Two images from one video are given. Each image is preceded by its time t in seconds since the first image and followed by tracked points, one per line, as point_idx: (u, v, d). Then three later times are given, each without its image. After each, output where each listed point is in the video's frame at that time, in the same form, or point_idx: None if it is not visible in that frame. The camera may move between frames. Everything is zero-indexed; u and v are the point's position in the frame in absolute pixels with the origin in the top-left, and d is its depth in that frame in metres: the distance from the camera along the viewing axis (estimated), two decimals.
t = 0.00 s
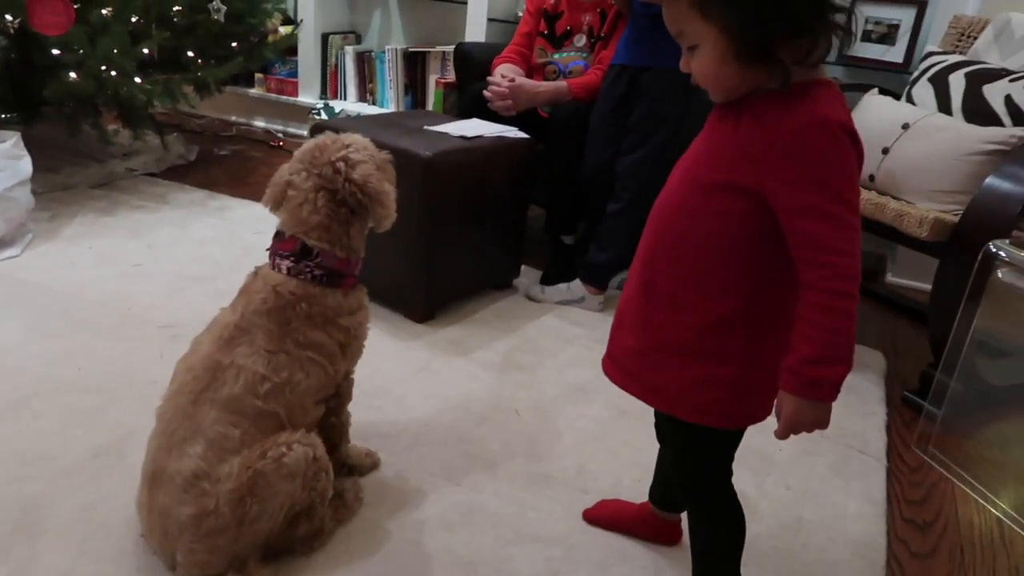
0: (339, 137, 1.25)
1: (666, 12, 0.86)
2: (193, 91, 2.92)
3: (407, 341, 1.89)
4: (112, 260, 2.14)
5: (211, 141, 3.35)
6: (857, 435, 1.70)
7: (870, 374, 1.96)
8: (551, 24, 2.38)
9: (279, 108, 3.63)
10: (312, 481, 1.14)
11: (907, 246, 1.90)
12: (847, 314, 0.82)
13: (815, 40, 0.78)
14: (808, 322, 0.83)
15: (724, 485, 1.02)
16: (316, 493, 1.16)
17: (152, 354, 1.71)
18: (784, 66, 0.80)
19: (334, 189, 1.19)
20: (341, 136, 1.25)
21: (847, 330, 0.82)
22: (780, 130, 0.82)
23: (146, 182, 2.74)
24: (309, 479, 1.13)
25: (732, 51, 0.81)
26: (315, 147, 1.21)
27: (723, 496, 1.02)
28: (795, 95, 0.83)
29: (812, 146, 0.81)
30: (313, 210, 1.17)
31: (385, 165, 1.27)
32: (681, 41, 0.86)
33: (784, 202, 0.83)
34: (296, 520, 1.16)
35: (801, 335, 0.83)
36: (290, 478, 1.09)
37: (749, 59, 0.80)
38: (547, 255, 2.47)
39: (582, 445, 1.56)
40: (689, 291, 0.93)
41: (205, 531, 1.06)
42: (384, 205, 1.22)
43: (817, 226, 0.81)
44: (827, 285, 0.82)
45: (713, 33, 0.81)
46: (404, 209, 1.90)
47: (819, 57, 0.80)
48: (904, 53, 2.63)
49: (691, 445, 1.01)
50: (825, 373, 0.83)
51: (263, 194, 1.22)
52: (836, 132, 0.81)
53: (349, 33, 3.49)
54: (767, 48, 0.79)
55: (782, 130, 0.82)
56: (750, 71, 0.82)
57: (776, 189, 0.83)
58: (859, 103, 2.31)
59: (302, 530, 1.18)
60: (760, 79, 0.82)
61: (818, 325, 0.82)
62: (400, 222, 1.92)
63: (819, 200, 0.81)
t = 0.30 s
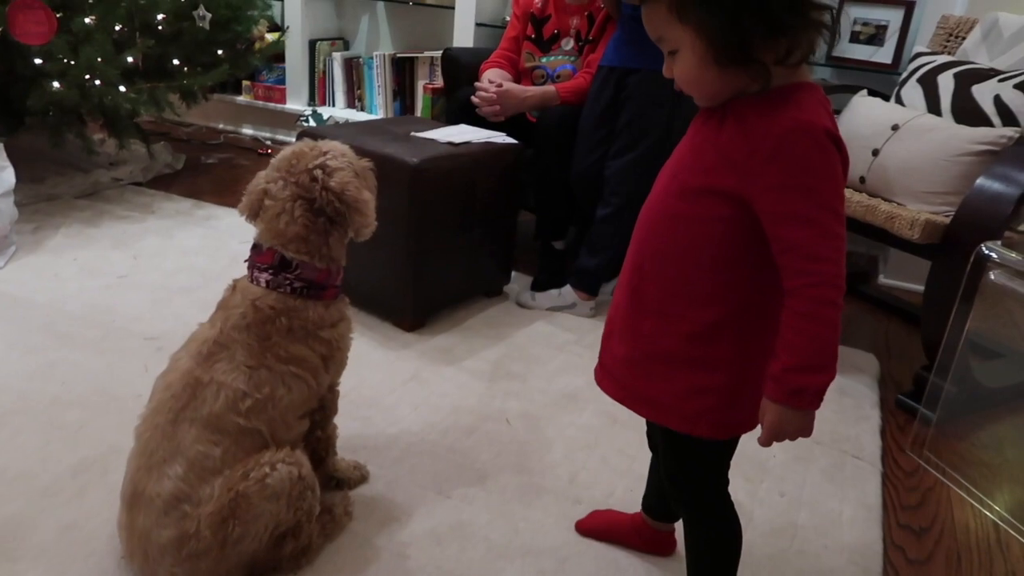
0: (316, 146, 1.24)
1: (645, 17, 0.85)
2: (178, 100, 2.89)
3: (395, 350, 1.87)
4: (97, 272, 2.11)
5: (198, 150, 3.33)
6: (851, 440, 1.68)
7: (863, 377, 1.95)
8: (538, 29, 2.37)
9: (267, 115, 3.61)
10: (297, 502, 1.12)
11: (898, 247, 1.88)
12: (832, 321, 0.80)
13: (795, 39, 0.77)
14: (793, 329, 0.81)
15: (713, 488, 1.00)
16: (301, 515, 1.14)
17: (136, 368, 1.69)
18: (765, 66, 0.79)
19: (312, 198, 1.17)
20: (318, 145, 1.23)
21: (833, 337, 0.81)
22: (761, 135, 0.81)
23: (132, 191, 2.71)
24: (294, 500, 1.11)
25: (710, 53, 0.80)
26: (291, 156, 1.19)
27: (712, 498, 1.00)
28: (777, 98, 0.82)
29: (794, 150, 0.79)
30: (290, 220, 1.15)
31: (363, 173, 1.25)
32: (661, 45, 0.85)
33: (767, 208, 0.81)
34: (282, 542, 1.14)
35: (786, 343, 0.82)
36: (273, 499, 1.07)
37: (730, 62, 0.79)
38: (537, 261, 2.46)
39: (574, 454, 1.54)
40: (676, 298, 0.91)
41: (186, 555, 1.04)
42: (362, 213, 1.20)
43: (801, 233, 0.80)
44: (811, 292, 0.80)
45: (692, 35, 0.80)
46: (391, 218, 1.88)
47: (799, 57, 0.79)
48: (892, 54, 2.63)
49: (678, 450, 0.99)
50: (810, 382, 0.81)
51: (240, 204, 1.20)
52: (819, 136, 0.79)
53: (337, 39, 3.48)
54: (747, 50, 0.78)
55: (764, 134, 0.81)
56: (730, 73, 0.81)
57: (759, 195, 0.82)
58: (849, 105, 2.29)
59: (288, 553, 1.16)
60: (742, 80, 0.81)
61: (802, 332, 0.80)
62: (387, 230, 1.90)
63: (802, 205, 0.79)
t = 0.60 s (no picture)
0: (304, 154, 1.23)
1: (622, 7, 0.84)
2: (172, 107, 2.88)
3: (389, 359, 1.86)
4: (89, 281, 2.10)
5: (193, 157, 3.31)
6: (848, 449, 1.67)
7: (859, 385, 1.94)
8: (532, 35, 2.36)
9: (262, 122, 3.60)
10: (287, 517, 1.10)
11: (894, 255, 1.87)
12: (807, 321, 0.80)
13: (755, 46, 0.77)
14: (768, 330, 0.81)
15: (703, 496, 0.98)
16: (292, 531, 1.12)
17: (127, 379, 1.67)
18: (723, 68, 0.79)
19: (299, 207, 1.16)
20: (305, 153, 1.22)
21: (808, 337, 0.80)
22: (733, 137, 0.81)
23: (126, 200, 2.70)
24: (284, 516, 1.10)
25: (671, 48, 0.79)
26: (279, 165, 1.18)
27: (702, 505, 0.98)
28: (748, 99, 0.82)
29: (766, 151, 0.79)
30: (277, 230, 1.14)
31: (352, 181, 1.24)
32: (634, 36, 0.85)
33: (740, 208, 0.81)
34: (272, 559, 1.12)
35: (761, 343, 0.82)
36: (262, 514, 1.06)
37: (689, 61, 0.79)
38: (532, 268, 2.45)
39: (568, 464, 1.53)
40: (654, 302, 0.90)
41: (173, 572, 1.02)
42: (352, 222, 1.19)
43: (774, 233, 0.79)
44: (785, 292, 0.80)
45: (658, 28, 0.79)
46: (385, 227, 1.87)
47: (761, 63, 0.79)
48: (887, 60, 2.64)
49: (667, 457, 0.97)
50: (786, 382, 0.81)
51: (227, 212, 1.20)
52: (790, 136, 0.79)
53: (332, 46, 3.47)
54: (705, 51, 0.78)
55: (736, 135, 0.80)
56: (690, 73, 0.80)
57: (733, 196, 0.81)
58: (844, 111, 2.29)
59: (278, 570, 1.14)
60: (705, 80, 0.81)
61: (777, 333, 0.80)
62: (381, 239, 1.88)
63: (775, 205, 0.79)
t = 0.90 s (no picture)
0: (298, 163, 1.22)
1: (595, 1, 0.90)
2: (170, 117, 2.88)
3: (389, 369, 1.85)
4: (87, 292, 2.09)
5: (191, 167, 3.32)
6: (850, 456, 1.66)
7: (859, 391, 1.94)
8: (530, 44, 2.37)
9: (260, 132, 3.60)
10: (290, 529, 1.10)
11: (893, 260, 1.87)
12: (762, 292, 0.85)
13: (705, 51, 0.84)
14: (726, 302, 0.85)
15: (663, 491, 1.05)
16: (294, 542, 1.12)
17: (127, 390, 1.67)
18: (675, 68, 0.85)
19: (296, 217, 1.15)
20: (299, 162, 1.21)
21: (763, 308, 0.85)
22: (688, 125, 0.87)
23: (125, 211, 2.70)
24: (286, 528, 1.09)
25: (631, 45, 0.85)
26: (274, 174, 1.17)
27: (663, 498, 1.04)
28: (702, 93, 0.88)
29: (718, 136, 0.85)
30: (274, 240, 1.14)
31: (347, 189, 1.23)
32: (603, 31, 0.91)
33: (696, 190, 0.87)
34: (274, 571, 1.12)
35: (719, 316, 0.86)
36: (265, 526, 1.06)
37: (647, 57, 0.85)
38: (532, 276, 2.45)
39: (570, 473, 1.53)
40: (622, 285, 0.95)
41: None
42: (351, 231, 1.18)
43: (728, 212, 0.85)
44: (739, 266, 0.85)
45: (622, 25, 0.85)
46: (384, 236, 1.87)
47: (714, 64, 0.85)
48: (883, 66, 2.66)
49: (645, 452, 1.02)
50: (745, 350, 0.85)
51: (223, 222, 1.19)
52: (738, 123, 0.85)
53: (329, 56, 3.47)
54: (662, 50, 0.84)
55: (689, 124, 0.87)
56: (648, 70, 0.86)
57: (690, 180, 0.87)
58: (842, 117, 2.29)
59: None
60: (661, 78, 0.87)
61: (735, 304, 0.85)
62: (381, 248, 1.88)
63: (727, 185, 0.85)
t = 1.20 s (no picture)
0: (298, 172, 1.21)
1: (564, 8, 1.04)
2: (172, 130, 2.89)
3: (395, 379, 1.85)
4: (92, 306, 2.10)
5: (193, 180, 3.32)
6: (858, 461, 1.66)
7: (866, 396, 1.93)
8: (531, 54, 2.37)
9: (261, 144, 3.61)
10: (301, 541, 1.10)
11: (899, 265, 1.87)
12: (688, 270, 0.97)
13: (662, 54, 0.98)
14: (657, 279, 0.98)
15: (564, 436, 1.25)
16: (306, 554, 1.12)
17: (133, 403, 1.67)
18: (635, 69, 1.00)
19: (299, 227, 1.15)
20: (299, 172, 1.20)
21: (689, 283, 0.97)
22: (630, 121, 1.00)
23: (128, 224, 2.70)
24: (298, 539, 1.09)
25: (595, 47, 0.99)
26: (277, 184, 1.16)
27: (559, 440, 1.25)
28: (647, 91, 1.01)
29: (652, 131, 0.98)
30: (278, 251, 1.13)
31: (348, 197, 1.22)
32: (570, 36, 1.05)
33: (635, 177, 0.99)
34: None
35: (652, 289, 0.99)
36: (276, 539, 1.06)
37: (611, 57, 0.99)
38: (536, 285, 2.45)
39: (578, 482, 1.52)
40: (583, 266, 1.09)
41: None
42: (354, 240, 1.18)
43: (660, 197, 0.97)
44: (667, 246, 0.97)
45: (586, 32, 0.99)
46: (388, 247, 1.87)
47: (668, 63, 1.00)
48: (884, 71, 2.66)
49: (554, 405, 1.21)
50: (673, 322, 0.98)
51: (225, 234, 1.18)
52: (672, 117, 0.98)
53: (330, 67, 3.48)
54: (623, 52, 0.98)
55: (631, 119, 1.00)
56: (612, 70, 1.01)
57: (629, 171, 1.00)
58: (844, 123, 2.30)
59: None
60: (621, 78, 1.01)
61: (664, 279, 0.97)
62: (385, 258, 1.89)
63: (660, 174, 0.98)
